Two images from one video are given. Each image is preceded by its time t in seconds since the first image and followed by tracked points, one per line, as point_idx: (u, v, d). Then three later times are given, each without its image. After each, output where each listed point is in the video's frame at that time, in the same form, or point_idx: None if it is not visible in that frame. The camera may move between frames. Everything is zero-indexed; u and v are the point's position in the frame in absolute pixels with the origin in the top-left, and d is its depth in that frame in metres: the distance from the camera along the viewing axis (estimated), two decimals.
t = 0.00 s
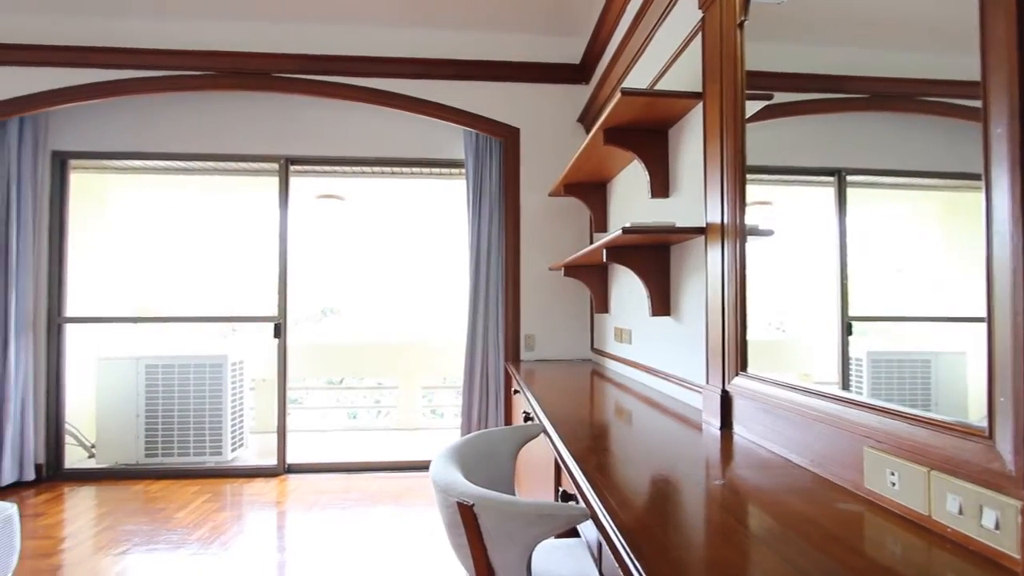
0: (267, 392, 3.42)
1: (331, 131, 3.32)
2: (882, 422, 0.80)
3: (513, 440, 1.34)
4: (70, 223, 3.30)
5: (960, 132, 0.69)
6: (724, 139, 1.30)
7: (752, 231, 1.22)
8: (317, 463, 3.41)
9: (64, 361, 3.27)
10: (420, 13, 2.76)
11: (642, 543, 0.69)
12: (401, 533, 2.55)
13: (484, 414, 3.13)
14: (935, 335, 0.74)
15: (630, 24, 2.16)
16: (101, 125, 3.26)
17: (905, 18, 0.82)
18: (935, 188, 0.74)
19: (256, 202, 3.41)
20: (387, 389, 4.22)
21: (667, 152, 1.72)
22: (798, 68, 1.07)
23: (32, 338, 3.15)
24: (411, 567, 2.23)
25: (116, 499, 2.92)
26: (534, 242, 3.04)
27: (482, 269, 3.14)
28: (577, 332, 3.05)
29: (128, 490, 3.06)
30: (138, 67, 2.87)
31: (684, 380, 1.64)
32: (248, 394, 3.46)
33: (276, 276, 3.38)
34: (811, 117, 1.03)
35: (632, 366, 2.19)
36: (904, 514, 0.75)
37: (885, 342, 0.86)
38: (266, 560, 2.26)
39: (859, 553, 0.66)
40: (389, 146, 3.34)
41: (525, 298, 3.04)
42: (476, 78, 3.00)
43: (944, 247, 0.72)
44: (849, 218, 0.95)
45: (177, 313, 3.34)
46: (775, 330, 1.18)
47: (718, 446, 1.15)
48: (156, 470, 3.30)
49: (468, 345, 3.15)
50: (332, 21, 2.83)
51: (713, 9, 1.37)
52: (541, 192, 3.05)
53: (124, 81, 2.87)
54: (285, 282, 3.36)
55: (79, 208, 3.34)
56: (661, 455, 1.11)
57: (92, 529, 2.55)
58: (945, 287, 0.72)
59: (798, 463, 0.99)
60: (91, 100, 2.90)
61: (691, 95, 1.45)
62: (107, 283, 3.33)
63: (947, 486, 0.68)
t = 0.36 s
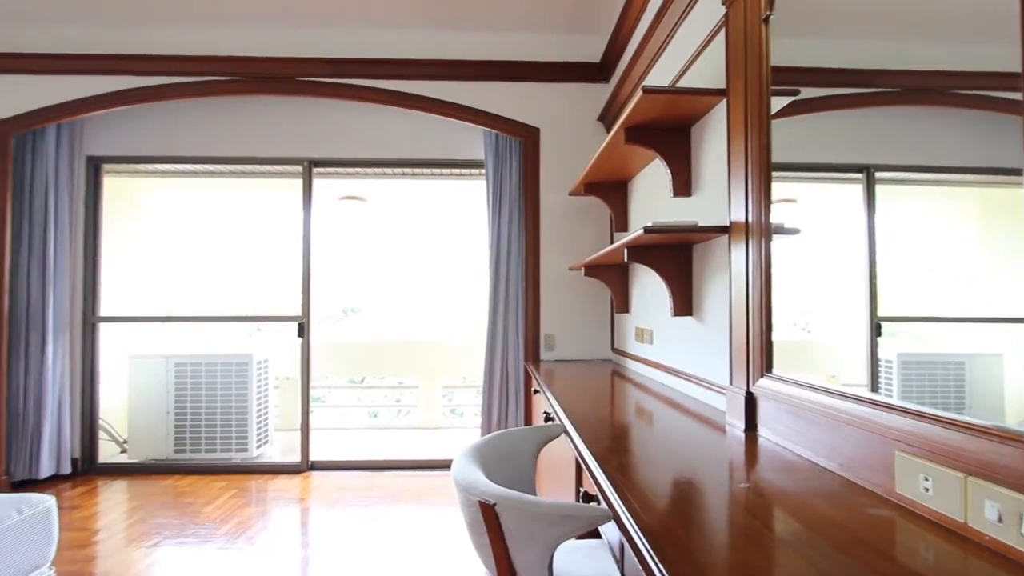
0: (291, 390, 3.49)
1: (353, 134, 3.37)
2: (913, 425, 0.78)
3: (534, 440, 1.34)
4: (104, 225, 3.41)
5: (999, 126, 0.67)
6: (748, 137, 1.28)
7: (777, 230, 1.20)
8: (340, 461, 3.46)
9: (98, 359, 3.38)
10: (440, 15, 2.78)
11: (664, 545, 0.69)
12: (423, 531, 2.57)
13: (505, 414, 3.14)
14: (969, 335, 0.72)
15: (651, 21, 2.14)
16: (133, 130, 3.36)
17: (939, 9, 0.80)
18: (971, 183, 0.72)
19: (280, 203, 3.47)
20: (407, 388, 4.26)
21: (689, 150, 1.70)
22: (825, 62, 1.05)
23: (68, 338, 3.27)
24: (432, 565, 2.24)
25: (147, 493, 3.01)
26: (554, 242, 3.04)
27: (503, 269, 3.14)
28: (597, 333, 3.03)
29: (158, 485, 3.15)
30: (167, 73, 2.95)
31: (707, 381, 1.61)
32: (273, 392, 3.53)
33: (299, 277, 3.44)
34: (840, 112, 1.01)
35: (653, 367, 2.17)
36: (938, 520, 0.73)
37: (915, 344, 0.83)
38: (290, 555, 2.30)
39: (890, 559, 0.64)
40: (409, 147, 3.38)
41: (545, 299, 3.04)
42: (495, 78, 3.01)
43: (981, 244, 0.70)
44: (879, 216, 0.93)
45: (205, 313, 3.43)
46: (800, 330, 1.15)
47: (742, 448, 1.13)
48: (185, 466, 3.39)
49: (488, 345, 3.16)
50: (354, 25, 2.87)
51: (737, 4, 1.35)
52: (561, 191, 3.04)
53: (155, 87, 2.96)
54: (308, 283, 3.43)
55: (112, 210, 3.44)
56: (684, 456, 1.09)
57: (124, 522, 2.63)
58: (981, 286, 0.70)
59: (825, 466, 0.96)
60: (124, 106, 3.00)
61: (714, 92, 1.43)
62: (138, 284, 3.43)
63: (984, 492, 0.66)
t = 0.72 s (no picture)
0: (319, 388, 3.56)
1: (377, 135, 3.41)
2: (954, 430, 0.75)
3: (558, 440, 1.33)
4: (141, 227, 3.54)
5: None
6: (778, 132, 1.25)
7: (809, 228, 1.17)
8: (365, 458, 3.51)
9: (135, 356, 3.50)
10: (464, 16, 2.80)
11: (693, 549, 0.68)
12: (446, 529, 2.58)
13: (528, 414, 3.14)
14: (1011, 337, 0.69)
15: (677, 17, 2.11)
16: (168, 135, 3.47)
17: None
18: (1013, 178, 0.69)
19: (307, 205, 3.54)
20: (431, 387, 4.31)
21: (716, 148, 1.67)
22: (859, 55, 1.02)
23: (108, 335, 3.39)
24: (456, 563, 2.26)
25: (181, 487, 3.10)
26: (578, 242, 3.02)
27: (526, 270, 3.16)
28: (621, 333, 3.00)
29: (191, 479, 3.24)
30: (200, 79, 3.04)
31: (734, 382, 1.59)
32: (301, 389, 3.61)
33: (326, 277, 3.50)
34: (874, 106, 0.98)
35: (678, 368, 2.14)
36: (982, 530, 0.70)
37: (953, 346, 0.79)
38: (317, 550, 2.34)
39: (931, 568, 0.62)
40: (433, 149, 3.41)
41: (568, 298, 3.02)
42: (518, 78, 3.02)
43: None
44: (916, 213, 0.89)
45: (236, 312, 3.52)
46: (831, 331, 1.12)
47: (772, 452, 1.11)
48: (216, 460, 3.49)
49: (511, 345, 3.17)
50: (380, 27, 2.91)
51: None
52: (584, 190, 3.02)
53: (188, 93, 3.05)
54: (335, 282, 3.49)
55: (148, 213, 3.56)
56: (712, 459, 1.07)
57: (159, 514, 2.72)
58: None
59: (860, 472, 0.94)
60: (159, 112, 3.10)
61: (742, 88, 1.40)
62: (173, 284, 3.55)
63: None
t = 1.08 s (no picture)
0: (346, 387, 3.62)
1: (403, 137, 3.46)
2: (999, 436, 0.72)
3: (584, 441, 1.33)
4: (177, 230, 3.66)
5: None
6: (812, 128, 1.22)
7: (844, 226, 1.13)
8: (392, 456, 3.56)
9: (173, 354, 3.63)
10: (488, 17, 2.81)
11: (724, 553, 0.66)
12: (472, 528, 2.59)
13: (552, 414, 3.13)
14: None
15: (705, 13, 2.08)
16: (203, 140, 3.59)
17: None
18: None
19: (335, 207, 3.61)
20: (455, 386, 4.34)
21: (746, 145, 1.64)
22: (896, 47, 0.98)
23: (147, 333, 3.52)
24: (481, 562, 2.27)
25: (215, 481, 3.20)
26: (603, 242, 3.00)
27: (551, 271, 3.16)
28: (647, 333, 2.97)
29: (225, 473, 3.34)
30: (232, 86, 3.13)
31: (765, 384, 1.55)
32: (329, 388, 3.68)
33: (353, 277, 3.56)
34: (912, 100, 0.94)
35: (706, 369, 2.10)
36: None
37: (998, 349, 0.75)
38: (345, 546, 2.38)
39: None
40: (458, 150, 3.43)
41: (593, 298, 3.00)
42: (543, 78, 3.01)
43: None
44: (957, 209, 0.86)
45: (267, 312, 3.61)
46: (866, 332, 1.08)
47: (805, 456, 1.08)
48: (248, 456, 3.59)
49: (536, 345, 3.17)
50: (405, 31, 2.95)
51: None
52: (609, 190, 3.00)
53: (222, 99, 3.14)
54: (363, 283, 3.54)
55: (184, 216, 3.69)
56: (742, 462, 1.05)
57: (195, 508, 2.81)
58: None
59: (899, 478, 0.90)
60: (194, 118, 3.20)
61: (773, 84, 1.37)
62: (208, 285, 3.66)
63: None
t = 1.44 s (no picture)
0: (374, 386, 3.68)
1: (430, 140, 3.50)
2: None
3: (612, 442, 1.32)
4: (214, 232, 3.78)
5: None
6: (849, 122, 1.18)
7: (883, 224, 1.09)
8: (419, 455, 3.60)
9: (209, 352, 3.75)
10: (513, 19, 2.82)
11: (758, 559, 0.65)
12: (498, 527, 2.60)
13: (578, 414, 3.12)
14: None
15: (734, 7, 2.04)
16: (237, 145, 3.70)
17: None
18: None
19: (363, 208, 3.67)
20: (481, 386, 4.37)
21: (778, 141, 1.60)
22: (938, 37, 0.95)
23: (185, 332, 3.64)
24: (507, 560, 2.27)
25: (249, 476, 3.29)
26: (630, 241, 2.96)
27: (577, 272, 3.16)
28: (675, 334, 2.93)
29: (258, 469, 3.43)
30: (264, 91, 3.22)
31: (799, 387, 1.51)
32: (357, 387, 3.75)
33: (381, 278, 3.62)
34: (956, 91, 0.90)
35: (737, 371, 2.06)
36: None
37: None
38: (373, 543, 2.42)
39: None
40: (484, 151, 3.45)
41: (620, 298, 2.97)
42: (569, 77, 3.00)
43: None
44: (1005, 207, 0.81)
45: (298, 311, 3.70)
46: (906, 333, 1.04)
47: (842, 461, 1.04)
48: (280, 452, 3.68)
49: (562, 345, 3.17)
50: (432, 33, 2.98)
51: None
52: (636, 189, 2.96)
53: (255, 104, 3.23)
54: (390, 283, 3.59)
55: (220, 219, 3.81)
56: (776, 467, 1.02)
57: (229, 502, 2.89)
58: None
59: (944, 485, 0.87)
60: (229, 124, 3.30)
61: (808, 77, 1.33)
62: (242, 285, 3.77)
63: None
